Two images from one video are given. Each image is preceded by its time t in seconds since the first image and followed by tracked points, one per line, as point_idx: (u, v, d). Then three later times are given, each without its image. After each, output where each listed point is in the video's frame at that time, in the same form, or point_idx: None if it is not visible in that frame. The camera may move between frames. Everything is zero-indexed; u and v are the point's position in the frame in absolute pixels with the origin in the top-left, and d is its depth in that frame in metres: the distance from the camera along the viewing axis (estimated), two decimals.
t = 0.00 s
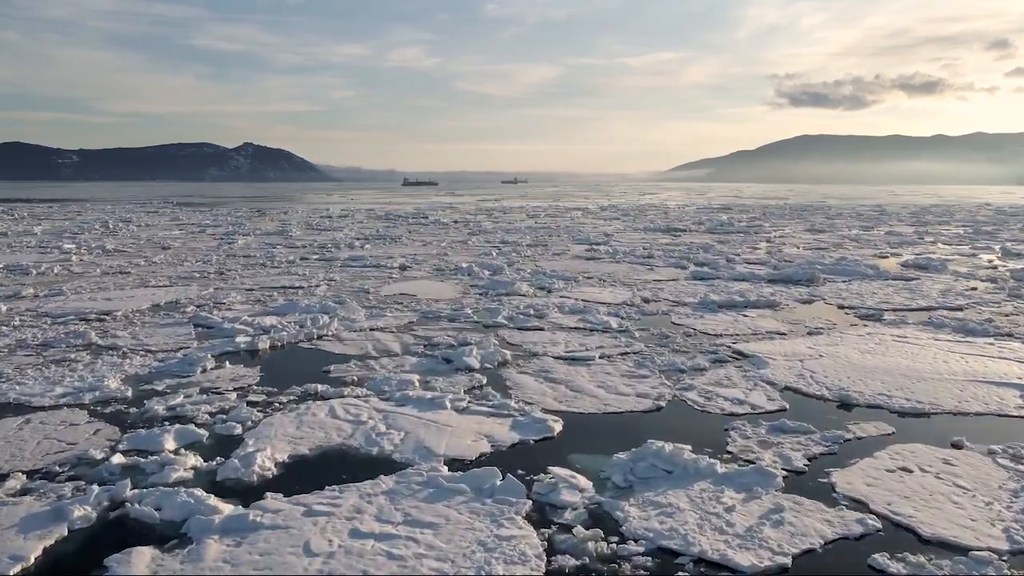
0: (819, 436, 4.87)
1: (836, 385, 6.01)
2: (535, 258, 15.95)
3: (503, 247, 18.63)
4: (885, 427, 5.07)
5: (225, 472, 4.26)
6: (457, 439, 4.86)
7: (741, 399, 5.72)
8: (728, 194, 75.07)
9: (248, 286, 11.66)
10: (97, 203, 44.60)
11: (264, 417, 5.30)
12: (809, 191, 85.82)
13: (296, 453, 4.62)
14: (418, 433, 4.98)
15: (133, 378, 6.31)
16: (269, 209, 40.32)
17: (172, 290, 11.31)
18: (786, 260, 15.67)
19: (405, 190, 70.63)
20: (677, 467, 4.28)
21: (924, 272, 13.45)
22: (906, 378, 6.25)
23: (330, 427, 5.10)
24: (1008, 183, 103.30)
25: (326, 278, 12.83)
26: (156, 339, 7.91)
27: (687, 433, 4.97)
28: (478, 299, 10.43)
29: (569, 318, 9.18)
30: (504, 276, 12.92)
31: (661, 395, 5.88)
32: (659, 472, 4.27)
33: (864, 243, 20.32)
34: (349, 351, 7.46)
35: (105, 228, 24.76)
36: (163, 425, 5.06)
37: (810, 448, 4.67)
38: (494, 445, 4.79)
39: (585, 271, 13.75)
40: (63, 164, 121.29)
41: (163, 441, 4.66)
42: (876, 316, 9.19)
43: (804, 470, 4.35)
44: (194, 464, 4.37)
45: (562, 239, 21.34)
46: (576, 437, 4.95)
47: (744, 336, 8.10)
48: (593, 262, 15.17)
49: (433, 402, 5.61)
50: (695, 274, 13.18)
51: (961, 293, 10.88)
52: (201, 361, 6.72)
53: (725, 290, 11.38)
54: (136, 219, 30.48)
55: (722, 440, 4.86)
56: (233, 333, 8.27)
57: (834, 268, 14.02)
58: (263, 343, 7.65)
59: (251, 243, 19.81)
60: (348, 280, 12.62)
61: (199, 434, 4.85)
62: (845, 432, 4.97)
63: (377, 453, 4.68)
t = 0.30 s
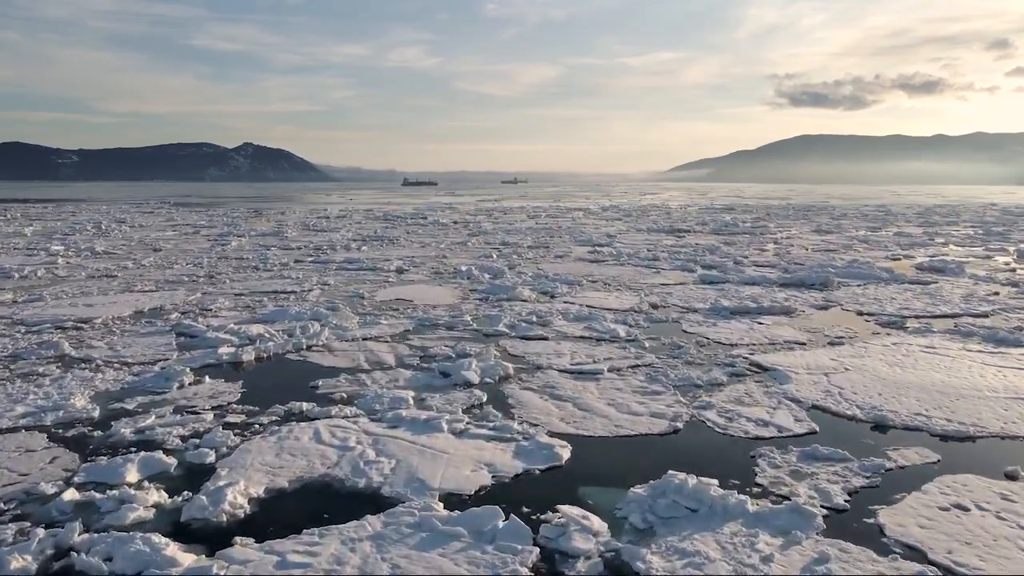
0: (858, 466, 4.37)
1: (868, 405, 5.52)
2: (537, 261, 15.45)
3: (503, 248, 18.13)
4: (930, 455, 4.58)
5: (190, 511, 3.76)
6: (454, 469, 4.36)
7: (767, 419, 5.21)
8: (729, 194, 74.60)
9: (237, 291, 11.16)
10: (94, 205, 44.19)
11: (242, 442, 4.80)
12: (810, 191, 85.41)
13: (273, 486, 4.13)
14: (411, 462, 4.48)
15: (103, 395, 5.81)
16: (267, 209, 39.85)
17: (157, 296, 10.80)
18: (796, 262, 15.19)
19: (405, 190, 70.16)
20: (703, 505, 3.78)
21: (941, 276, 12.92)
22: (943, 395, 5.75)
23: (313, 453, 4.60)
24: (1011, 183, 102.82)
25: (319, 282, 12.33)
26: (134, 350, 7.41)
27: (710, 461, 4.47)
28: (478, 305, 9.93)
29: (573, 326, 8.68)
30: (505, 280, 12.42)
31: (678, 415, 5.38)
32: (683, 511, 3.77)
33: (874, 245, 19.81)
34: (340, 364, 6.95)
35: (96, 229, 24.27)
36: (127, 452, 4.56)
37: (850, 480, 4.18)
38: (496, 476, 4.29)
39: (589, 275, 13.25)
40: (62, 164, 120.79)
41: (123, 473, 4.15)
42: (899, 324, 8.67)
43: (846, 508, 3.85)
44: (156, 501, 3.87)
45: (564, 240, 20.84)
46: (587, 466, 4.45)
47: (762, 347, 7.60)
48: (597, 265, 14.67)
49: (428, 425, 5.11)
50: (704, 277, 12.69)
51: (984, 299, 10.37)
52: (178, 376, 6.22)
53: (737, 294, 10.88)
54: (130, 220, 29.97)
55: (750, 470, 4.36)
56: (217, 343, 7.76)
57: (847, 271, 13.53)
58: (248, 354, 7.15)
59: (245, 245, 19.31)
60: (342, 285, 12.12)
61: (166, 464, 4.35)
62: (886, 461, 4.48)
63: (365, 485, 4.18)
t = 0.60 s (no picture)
0: (915, 509, 3.82)
1: (913, 431, 4.96)
2: (539, 264, 14.88)
3: (504, 251, 17.57)
4: (994, 495, 4.02)
5: (137, 568, 3.20)
6: (451, 513, 3.79)
7: (802, 448, 4.66)
8: (731, 194, 74.14)
9: (224, 297, 10.60)
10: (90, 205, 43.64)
11: (209, 477, 4.23)
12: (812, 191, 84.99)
13: (240, 535, 3.56)
14: (401, 502, 3.91)
15: (62, 419, 5.25)
16: (265, 210, 39.30)
17: (139, 302, 10.23)
18: (808, 265, 14.63)
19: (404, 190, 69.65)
20: (742, 562, 3.21)
21: (962, 281, 12.35)
22: (994, 418, 5.19)
23: (289, 491, 4.04)
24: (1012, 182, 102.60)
25: (312, 287, 11.77)
26: (105, 364, 6.85)
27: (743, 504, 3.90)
28: (477, 312, 9.37)
29: (580, 336, 8.11)
30: (506, 286, 11.87)
31: (701, 443, 4.82)
32: (719, 570, 3.21)
33: (885, 247, 19.25)
34: (327, 381, 6.39)
35: (87, 230, 23.72)
36: (77, 492, 4.00)
37: (908, 529, 3.62)
38: (498, 523, 3.72)
39: (593, 279, 12.68)
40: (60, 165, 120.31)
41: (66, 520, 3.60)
42: (928, 334, 8.10)
43: (909, 566, 3.30)
44: (99, 556, 3.31)
45: (567, 242, 20.27)
46: (603, 509, 3.89)
47: (784, 360, 7.03)
48: (601, 269, 14.09)
49: (423, 455, 4.55)
50: (714, 282, 12.13)
51: (1013, 306, 9.80)
52: (147, 396, 5.65)
53: (750, 301, 10.32)
54: (122, 221, 29.45)
55: (790, 514, 3.80)
56: (196, 357, 7.19)
57: (863, 275, 12.95)
58: (228, 369, 6.58)
59: (237, 247, 18.76)
60: (335, 290, 11.56)
61: (118, 507, 3.79)
62: (945, 502, 3.92)
63: (347, 533, 3.61)
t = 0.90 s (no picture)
0: (979, 558, 3.33)
1: (961, 459, 4.47)
2: (541, 267, 14.40)
3: (504, 253, 17.05)
4: None
5: None
6: (447, 564, 3.29)
7: (840, 480, 4.17)
8: (732, 194, 73.69)
9: (212, 304, 10.09)
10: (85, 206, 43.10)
11: (173, 517, 3.74)
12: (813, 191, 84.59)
13: None
14: (389, 549, 3.41)
15: (17, 446, 4.75)
16: (262, 210, 38.78)
17: (122, 308, 9.74)
18: (820, 269, 14.11)
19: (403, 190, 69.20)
20: None
21: (983, 285, 11.85)
22: None
23: (262, 534, 3.55)
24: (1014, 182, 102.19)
25: (304, 292, 11.25)
26: (75, 379, 6.35)
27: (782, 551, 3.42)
28: (477, 320, 8.87)
29: (586, 347, 7.62)
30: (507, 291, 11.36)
31: (726, 473, 4.33)
32: None
33: (896, 248, 18.77)
34: (315, 398, 5.88)
35: (77, 232, 23.19)
36: (20, 538, 3.51)
37: None
38: None
39: (597, 284, 12.18)
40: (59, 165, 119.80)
41: None
42: (957, 344, 7.61)
43: None
44: None
45: (569, 243, 19.76)
46: (621, 558, 3.40)
47: (806, 374, 6.54)
48: (606, 272, 13.58)
49: (416, 488, 4.06)
50: (724, 286, 11.62)
51: None
52: (114, 417, 5.15)
53: (764, 307, 9.82)
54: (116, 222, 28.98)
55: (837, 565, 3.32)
56: (175, 371, 6.67)
57: (879, 279, 12.44)
58: (206, 386, 6.07)
59: (231, 249, 18.28)
60: (329, 295, 11.05)
61: (64, 558, 3.31)
62: (1012, 549, 3.44)
63: None
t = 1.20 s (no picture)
0: None
1: None
2: (543, 270, 13.86)
3: (505, 256, 16.51)
4: None
5: None
6: None
7: (897, 528, 3.61)
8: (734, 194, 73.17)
9: (196, 311, 9.54)
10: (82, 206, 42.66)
11: None
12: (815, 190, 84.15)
13: None
14: None
15: None
16: (259, 211, 38.29)
17: (100, 316, 9.19)
18: (835, 272, 13.55)
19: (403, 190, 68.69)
20: None
21: (1008, 290, 11.29)
22: None
23: None
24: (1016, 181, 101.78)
25: (295, 298, 10.70)
26: (36, 399, 5.79)
27: None
28: (477, 330, 8.30)
29: (594, 360, 7.06)
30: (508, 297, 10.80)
31: (763, 517, 3.76)
32: None
33: (909, 249, 18.21)
34: (297, 421, 5.31)
35: (68, 233, 22.67)
36: None
37: None
38: None
39: (604, 289, 11.62)
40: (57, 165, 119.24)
41: None
42: (995, 357, 7.04)
43: None
44: None
45: (572, 245, 19.22)
46: None
47: (837, 392, 5.98)
48: (611, 276, 13.02)
49: (405, 538, 3.49)
50: (737, 291, 11.06)
51: None
52: (68, 446, 4.59)
53: (782, 315, 9.25)
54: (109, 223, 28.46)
55: None
56: (147, 389, 6.10)
57: (898, 283, 11.87)
58: (178, 407, 5.49)
59: (223, 251, 17.73)
60: (321, 301, 10.51)
61: None
62: None
63: None
